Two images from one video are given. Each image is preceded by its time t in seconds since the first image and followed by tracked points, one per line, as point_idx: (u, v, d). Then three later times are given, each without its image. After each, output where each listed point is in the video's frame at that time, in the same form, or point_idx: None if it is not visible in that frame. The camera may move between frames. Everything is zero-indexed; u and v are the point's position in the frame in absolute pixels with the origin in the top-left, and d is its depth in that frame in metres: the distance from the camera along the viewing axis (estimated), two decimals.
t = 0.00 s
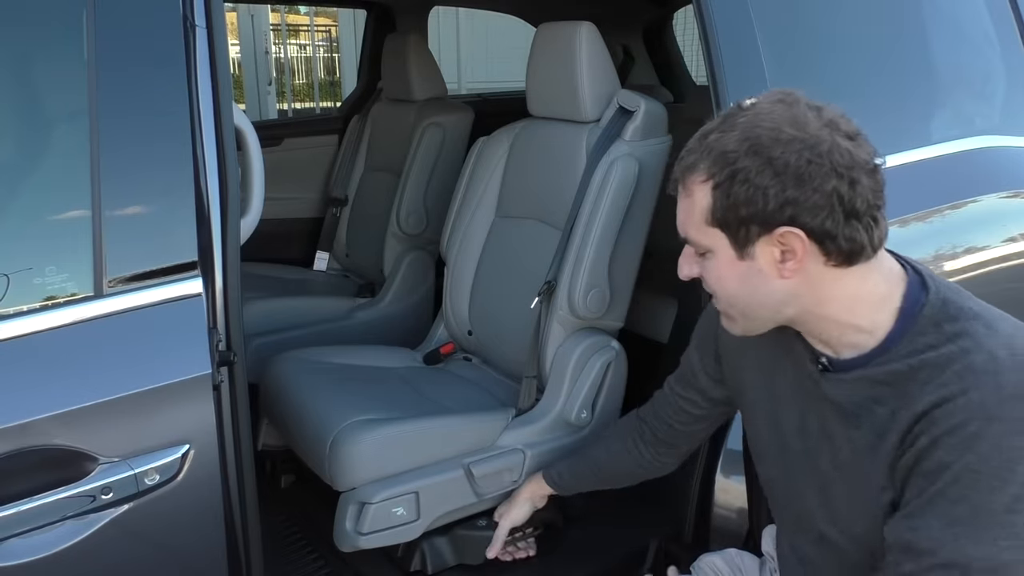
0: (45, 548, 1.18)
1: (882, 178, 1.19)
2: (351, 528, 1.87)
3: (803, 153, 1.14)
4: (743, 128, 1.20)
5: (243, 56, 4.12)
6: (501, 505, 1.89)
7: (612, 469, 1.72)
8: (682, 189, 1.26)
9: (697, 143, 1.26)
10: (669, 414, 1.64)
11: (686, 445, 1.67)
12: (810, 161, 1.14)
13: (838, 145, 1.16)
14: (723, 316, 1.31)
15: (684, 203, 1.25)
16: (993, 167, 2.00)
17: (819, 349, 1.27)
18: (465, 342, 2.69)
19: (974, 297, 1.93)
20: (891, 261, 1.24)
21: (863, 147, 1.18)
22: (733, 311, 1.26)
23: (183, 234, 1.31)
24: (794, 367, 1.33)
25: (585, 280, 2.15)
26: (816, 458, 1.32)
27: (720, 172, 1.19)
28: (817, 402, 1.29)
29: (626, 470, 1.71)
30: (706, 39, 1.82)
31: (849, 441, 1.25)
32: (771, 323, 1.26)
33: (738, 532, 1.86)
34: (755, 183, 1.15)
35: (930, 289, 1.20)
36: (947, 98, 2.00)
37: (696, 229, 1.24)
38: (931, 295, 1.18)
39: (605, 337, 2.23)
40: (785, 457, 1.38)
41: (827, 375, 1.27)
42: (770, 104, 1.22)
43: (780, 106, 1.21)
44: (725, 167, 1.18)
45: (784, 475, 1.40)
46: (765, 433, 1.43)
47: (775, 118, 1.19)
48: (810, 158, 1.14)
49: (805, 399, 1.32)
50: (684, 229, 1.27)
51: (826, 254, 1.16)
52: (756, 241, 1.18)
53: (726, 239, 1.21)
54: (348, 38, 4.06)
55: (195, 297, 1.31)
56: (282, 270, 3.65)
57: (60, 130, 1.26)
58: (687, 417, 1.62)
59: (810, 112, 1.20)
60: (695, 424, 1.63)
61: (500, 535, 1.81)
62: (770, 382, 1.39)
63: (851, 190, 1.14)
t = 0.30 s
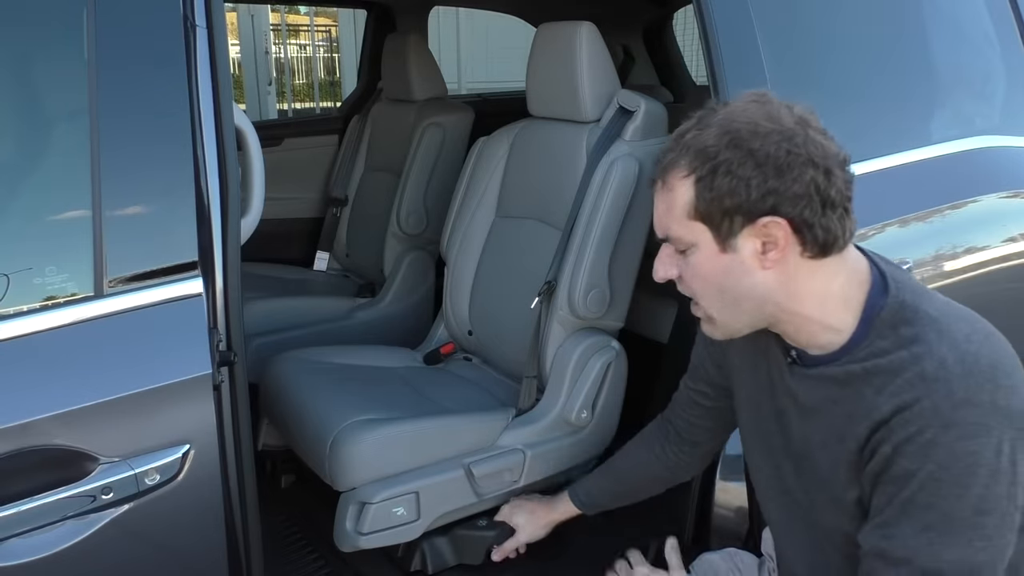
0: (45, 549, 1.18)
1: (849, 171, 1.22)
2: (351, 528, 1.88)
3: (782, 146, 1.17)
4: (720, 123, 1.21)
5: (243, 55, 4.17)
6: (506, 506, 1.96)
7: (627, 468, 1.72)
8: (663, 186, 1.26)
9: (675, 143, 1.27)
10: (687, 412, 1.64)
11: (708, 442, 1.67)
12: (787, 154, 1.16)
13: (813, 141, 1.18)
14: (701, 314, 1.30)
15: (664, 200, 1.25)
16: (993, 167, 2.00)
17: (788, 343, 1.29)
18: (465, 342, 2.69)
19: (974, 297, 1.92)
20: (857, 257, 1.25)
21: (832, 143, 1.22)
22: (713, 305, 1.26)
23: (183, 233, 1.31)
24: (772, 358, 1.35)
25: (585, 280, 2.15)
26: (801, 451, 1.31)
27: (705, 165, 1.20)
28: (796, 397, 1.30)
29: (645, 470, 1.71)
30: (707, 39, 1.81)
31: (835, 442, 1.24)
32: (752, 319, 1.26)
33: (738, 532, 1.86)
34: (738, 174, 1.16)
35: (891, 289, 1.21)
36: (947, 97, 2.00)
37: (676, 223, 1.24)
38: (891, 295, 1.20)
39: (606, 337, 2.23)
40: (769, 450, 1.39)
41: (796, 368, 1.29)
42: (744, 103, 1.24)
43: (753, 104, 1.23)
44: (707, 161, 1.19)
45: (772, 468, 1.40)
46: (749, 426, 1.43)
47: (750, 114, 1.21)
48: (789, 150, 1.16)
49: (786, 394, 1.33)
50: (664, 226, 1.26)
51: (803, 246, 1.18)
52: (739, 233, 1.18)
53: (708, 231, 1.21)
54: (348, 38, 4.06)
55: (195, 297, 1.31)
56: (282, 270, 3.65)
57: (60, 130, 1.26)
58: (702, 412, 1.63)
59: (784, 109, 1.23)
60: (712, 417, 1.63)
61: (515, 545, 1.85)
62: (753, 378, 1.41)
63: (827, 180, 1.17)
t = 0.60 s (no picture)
0: (45, 549, 1.18)
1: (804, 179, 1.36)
2: (351, 528, 1.88)
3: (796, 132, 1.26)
4: (735, 110, 1.27)
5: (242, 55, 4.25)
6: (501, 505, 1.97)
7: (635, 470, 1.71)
8: (708, 163, 1.20)
9: (692, 126, 1.26)
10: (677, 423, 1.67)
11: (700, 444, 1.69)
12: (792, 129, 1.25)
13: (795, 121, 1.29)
14: (761, 302, 1.19)
15: (718, 174, 1.19)
16: (993, 167, 2.00)
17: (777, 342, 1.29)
18: (465, 343, 2.69)
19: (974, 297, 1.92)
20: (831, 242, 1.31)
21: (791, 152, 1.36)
22: (778, 282, 1.19)
23: (183, 234, 1.31)
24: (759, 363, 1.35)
25: (585, 280, 2.15)
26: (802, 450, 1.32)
27: (757, 132, 1.21)
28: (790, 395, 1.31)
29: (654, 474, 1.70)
30: (707, 40, 1.81)
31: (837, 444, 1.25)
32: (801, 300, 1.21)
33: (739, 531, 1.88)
34: (789, 144, 1.21)
35: (865, 262, 1.27)
36: (947, 97, 2.00)
37: (747, 190, 1.18)
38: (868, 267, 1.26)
39: (606, 337, 2.22)
40: (769, 448, 1.39)
41: (785, 366, 1.30)
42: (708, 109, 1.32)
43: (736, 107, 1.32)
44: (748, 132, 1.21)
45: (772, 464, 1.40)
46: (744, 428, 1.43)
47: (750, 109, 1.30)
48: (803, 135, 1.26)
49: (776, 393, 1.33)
50: (722, 202, 1.18)
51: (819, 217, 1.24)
52: (800, 198, 1.20)
53: (781, 192, 1.19)
54: (348, 38, 4.06)
55: (195, 297, 1.31)
56: (283, 270, 3.65)
57: (60, 130, 1.26)
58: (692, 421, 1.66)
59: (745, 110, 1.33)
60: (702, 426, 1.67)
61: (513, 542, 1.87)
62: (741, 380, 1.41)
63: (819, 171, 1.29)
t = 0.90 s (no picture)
0: (45, 549, 1.18)
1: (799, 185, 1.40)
2: (351, 528, 1.88)
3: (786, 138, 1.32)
4: (728, 117, 1.33)
5: (242, 55, 4.34)
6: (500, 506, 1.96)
7: (637, 471, 1.74)
8: (701, 169, 1.25)
9: (683, 134, 1.32)
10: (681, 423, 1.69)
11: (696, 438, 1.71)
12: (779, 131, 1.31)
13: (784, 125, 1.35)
14: (761, 300, 1.23)
15: (711, 180, 1.24)
16: (993, 167, 2.00)
17: (775, 346, 1.32)
18: (465, 343, 2.69)
19: (974, 297, 1.92)
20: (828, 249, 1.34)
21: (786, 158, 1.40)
22: (776, 282, 1.23)
23: (183, 234, 1.31)
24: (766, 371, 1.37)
25: (584, 280, 2.15)
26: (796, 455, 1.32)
27: (748, 137, 1.27)
28: (791, 401, 1.33)
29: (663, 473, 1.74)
30: (707, 40, 1.79)
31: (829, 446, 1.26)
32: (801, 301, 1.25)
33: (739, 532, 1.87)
34: (778, 147, 1.27)
35: (863, 271, 1.30)
36: (947, 97, 2.00)
37: (741, 193, 1.23)
38: (865, 276, 1.29)
39: (606, 337, 2.22)
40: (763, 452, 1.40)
41: (781, 371, 1.34)
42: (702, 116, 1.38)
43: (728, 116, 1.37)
44: (738, 136, 1.27)
45: (763, 466, 1.41)
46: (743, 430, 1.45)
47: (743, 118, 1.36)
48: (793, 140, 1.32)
49: (778, 397, 1.35)
50: (716, 206, 1.23)
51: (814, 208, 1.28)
52: (793, 198, 1.26)
53: (774, 194, 1.24)
54: (348, 38, 4.07)
55: (195, 297, 1.32)
56: (282, 270, 3.65)
57: (60, 130, 1.26)
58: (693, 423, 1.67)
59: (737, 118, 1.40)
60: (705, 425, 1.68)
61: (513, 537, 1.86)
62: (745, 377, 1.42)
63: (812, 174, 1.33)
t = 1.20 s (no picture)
0: (45, 549, 1.18)
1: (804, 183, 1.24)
2: (348, 525, 1.88)
3: (741, 143, 1.18)
4: (685, 121, 1.22)
5: (242, 54, 4.30)
6: (499, 502, 1.92)
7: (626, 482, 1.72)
8: (644, 177, 1.20)
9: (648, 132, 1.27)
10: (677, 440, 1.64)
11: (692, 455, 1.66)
12: (750, 143, 1.17)
13: (753, 124, 1.20)
14: (665, 314, 1.25)
15: (647, 191, 1.19)
16: (993, 167, 2.00)
17: (752, 352, 1.28)
18: (463, 341, 2.69)
19: (973, 297, 1.92)
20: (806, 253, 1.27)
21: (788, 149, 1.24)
22: (691, 303, 1.21)
23: (183, 234, 1.31)
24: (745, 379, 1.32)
25: (580, 279, 2.15)
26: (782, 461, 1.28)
27: (666, 153, 1.19)
28: (767, 416, 1.28)
29: (652, 494, 1.70)
30: (706, 39, 1.77)
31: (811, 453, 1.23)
32: (722, 315, 1.23)
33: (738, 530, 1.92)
34: (703, 164, 1.16)
35: (836, 282, 1.24)
36: (947, 97, 2.00)
37: (640, 214, 1.20)
38: (838, 289, 1.23)
39: (602, 336, 2.22)
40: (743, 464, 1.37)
41: (761, 379, 1.28)
42: (698, 109, 1.26)
43: (711, 107, 1.25)
44: (688, 148, 1.18)
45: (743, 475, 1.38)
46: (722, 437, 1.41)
47: (713, 113, 1.22)
48: (749, 147, 1.17)
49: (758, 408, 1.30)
50: (645, 220, 1.20)
51: (768, 237, 1.17)
52: (706, 220, 1.16)
53: (710, 217, 1.16)
54: (348, 38, 4.07)
55: (195, 297, 1.32)
56: (283, 270, 3.65)
57: (60, 130, 1.26)
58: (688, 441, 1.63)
59: (741, 114, 1.24)
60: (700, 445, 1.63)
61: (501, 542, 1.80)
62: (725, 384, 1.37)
63: (788, 177, 1.18)
